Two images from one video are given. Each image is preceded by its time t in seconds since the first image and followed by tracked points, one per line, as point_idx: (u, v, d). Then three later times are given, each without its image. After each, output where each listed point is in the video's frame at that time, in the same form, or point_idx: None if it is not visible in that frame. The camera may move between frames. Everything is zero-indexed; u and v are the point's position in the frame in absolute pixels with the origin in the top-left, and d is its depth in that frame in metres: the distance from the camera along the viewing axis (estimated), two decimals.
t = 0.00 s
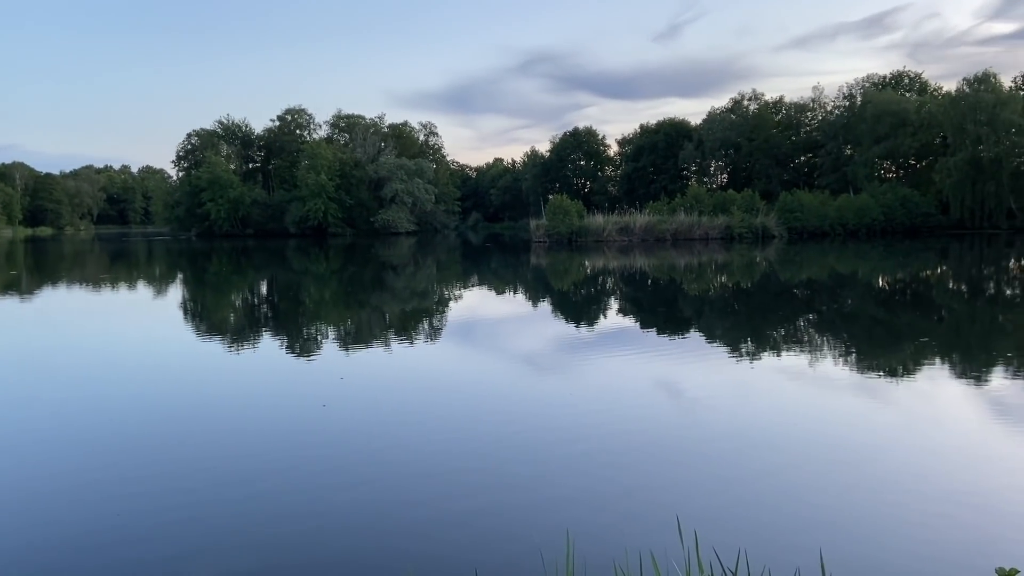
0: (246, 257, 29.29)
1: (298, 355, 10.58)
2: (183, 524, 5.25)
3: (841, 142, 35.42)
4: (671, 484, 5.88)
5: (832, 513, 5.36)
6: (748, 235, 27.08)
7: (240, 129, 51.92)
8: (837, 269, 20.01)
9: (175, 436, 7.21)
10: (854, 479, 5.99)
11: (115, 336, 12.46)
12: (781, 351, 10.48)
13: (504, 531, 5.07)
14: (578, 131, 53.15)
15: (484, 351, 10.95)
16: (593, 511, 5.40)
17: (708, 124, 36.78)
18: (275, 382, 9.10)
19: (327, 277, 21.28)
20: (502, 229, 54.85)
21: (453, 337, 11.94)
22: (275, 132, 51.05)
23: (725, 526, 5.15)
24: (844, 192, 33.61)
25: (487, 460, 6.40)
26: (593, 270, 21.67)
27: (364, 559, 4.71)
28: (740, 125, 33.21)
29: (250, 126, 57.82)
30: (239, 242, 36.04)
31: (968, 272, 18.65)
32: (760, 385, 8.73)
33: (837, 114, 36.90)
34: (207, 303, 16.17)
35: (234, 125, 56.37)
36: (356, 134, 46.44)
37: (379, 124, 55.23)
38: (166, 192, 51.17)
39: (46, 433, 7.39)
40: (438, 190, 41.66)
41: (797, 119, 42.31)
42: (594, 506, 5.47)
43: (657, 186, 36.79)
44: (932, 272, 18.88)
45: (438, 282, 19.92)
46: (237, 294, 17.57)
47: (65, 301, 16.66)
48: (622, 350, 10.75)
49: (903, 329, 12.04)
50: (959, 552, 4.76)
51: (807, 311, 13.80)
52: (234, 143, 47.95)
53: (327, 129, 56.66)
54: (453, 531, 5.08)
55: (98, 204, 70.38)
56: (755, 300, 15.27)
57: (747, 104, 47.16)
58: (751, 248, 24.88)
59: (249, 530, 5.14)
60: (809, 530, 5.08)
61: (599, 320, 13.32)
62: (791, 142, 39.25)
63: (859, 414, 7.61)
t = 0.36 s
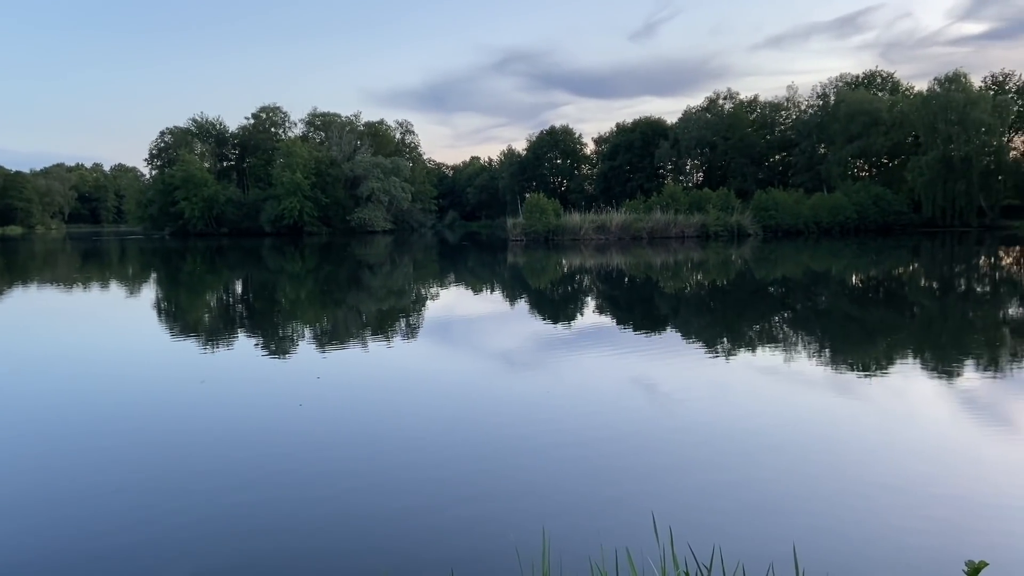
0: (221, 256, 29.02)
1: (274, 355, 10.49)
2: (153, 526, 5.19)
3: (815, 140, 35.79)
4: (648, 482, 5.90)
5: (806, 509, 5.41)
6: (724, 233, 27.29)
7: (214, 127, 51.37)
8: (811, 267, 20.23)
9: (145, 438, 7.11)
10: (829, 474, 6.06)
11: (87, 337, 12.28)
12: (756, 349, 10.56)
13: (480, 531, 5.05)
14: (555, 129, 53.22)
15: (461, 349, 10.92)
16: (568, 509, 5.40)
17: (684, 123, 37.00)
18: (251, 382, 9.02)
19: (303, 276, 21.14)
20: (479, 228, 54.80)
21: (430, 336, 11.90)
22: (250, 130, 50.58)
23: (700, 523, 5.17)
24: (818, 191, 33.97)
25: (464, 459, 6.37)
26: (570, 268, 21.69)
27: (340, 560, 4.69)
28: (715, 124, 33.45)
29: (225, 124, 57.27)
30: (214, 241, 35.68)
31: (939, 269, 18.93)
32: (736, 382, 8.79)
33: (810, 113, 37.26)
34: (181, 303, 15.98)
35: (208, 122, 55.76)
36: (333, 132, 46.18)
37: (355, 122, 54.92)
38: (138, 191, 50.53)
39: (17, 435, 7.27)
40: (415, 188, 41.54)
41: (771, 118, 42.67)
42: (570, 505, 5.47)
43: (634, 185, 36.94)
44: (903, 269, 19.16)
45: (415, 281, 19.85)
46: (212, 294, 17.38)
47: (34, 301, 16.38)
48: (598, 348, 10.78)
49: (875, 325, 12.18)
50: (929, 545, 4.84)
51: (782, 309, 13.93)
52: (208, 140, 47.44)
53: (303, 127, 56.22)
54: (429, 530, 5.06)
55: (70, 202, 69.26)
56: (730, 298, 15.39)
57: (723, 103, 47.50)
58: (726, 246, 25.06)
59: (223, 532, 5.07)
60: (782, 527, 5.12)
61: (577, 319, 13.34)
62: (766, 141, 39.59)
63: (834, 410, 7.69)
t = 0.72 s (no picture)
0: (188, 256, 28.69)
1: (243, 356, 10.41)
2: (117, 531, 5.12)
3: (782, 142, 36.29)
4: (616, 481, 5.96)
5: (773, 506, 5.49)
6: (693, 233, 27.59)
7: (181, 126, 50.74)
8: (778, 266, 20.52)
9: (111, 440, 7.02)
10: (795, 471, 6.15)
11: (50, 338, 12.09)
12: (725, 348, 10.68)
13: (448, 531, 5.06)
14: (527, 130, 53.31)
15: (433, 349, 10.93)
16: (536, 508, 5.44)
17: (654, 124, 37.29)
18: (222, 383, 8.95)
19: (272, 277, 20.97)
20: (451, 228, 54.68)
21: (402, 336, 11.88)
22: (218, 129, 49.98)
23: (665, 522, 5.23)
24: (785, 191, 34.42)
25: (435, 461, 6.39)
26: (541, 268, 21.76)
27: (309, 561, 4.69)
28: (685, 125, 33.78)
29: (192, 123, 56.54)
30: (181, 242, 35.22)
31: (904, 268, 19.29)
32: (705, 381, 8.90)
33: (778, 115, 37.78)
34: (147, 304, 15.77)
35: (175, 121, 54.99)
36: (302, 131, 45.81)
37: (324, 122, 54.53)
38: (103, 190, 49.78)
39: None
40: (385, 188, 41.41)
41: (739, 120, 43.17)
42: (537, 504, 5.52)
43: (604, 185, 37.15)
44: (869, 268, 19.48)
45: (386, 282, 19.79)
46: (179, 295, 17.18)
47: None
48: (569, 348, 10.84)
49: (841, 324, 12.39)
50: (894, 541, 4.92)
51: (750, 308, 14.11)
52: (175, 139, 46.81)
53: (272, 126, 55.73)
54: (397, 532, 5.06)
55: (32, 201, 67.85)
56: (700, 297, 15.56)
57: (692, 104, 47.94)
58: (695, 246, 25.34)
59: (188, 536, 5.02)
60: (748, 524, 5.19)
61: (548, 318, 13.41)
62: (734, 142, 40.03)
63: (801, 408, 7.82)
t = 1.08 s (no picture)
0: (139, 259, 28.04)
1: (197, 359, 10.21)
2: (64, 541, 5.01)
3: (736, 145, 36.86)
4: (572, 482, 6.01)
5: (724, 504, 5.58)
6: (650, 235, 27.89)
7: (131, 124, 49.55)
8: (733, 267, 20.84)
9: (56, 447, 6.85)
10: (748, 470, 6.24)
11: None
12: (682, 347, 10.81)
13: (401, 535, 5.05)
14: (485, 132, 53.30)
15: (391, 352, 10.86)
16: (490, 511, 5.45)
17: (611, 127, 37.57)
18: (176, 387, 8.78)
19: (226, 279, 20.59)
20: (409, 229, 54.35)
21: (360, 339, 11.79)
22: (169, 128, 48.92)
23: (617, 522, 5.28)
24: (739, 193, 34.98)
25: (392, 464, 6.36)
26: (500, 270, 21.76)
27: (260, 568, 4.64)
28: (641, 128, 34.11)
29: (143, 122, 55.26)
30: (132, 243, 34.40)
31: (853, 269, 19.75)
32: (663, 380, 9.00)
33: (732, 118, 38.37)
34: (96, 307, 15.37)
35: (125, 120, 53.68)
36: (256, 131, 45.10)
37: (279, 121, 53.77)
38: (49, 190, 48.43)
39: None
40: (342, 189, 41.01)
41: (695, 123, 43.75)
42: (492, 506, 5.53)
43: (563, 187, 37.33)
44: (820, 269, 19.93)
45: (343, 283, 19.59)
46: (130, 298, 16.78)
47: None
48: (528, 349, 10.86)
49: (794, 324, 12.63)
50: (838, 536, 5.03)
51: (706, 308, 14.30)
52: (124, 138, 45.70)
53: (226, 125, 54.87)
54: (349, 537, 5.04)
55: None
56: (657, 298, 15.75)
57: (648, 107, 48.44)
58: (652, 248, 25.59)
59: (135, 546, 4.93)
60: (698, 522, 5.27)
61: (507, 320, 13.43)
62: (690, 145, 40.55)
63: (755, 407, 7.94)
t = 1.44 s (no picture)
0: (76, 263, 27.12)
1: (137, 366, 9.90)
2: None
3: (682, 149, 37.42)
4: (517, 484, 5.98)
5: (668, 503, 5.61)
6: (600, 238, 28.08)
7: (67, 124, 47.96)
8: (680, 270, 21.11)
9: None
10: (693, 467, 6.33)
11: None
12: (631, 349, 10.89)
13: (340, 543, 4.96)
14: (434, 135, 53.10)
15: (340, 357, 10.70)
16: (433, 515, 5.38)
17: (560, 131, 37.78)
18: (114, 395, 8.50)
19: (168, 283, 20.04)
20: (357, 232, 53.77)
21: (307, 344, 11.59)
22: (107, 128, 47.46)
23: (560, 524, 5.27)
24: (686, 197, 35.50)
25: (336, 471, 6.25)
26: (451, 273, 21.67)
27: None
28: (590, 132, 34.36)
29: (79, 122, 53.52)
30: (68, 247, 33.27)
31: (796, 271, 20.21)
32: (612, 382, 9.04)
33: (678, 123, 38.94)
34: (30, 313, 14.80)
35: (60, 119, 51.91)
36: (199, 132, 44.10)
37: (223, 122, 52.66)
38: None
39: None
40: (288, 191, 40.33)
41: (642, 128, 44.29)
42: (435, 510, 5.47)
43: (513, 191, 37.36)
44: (764, 271, 20.31)
45: (291, 287, 19.24)
46: (66, 303, 16.19)
47: None
48: (479, 353, 10.80)
49: (740, 325, 12.85)
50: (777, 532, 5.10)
51: (654, 311, 14.45)
52: (60, 138, 44.18)
53: (166, 126, 53.47)
54: (287, 546, 4.93)
55: None
56: (607, 301, 15.85)
57: (597, 111, 48.87)
58: (602, 251, 25.79)
59: (64, 562, 4.75)
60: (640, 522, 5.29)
61: (458, 323, 13.36)
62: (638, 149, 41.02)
63: (703, 406, 8.06)
